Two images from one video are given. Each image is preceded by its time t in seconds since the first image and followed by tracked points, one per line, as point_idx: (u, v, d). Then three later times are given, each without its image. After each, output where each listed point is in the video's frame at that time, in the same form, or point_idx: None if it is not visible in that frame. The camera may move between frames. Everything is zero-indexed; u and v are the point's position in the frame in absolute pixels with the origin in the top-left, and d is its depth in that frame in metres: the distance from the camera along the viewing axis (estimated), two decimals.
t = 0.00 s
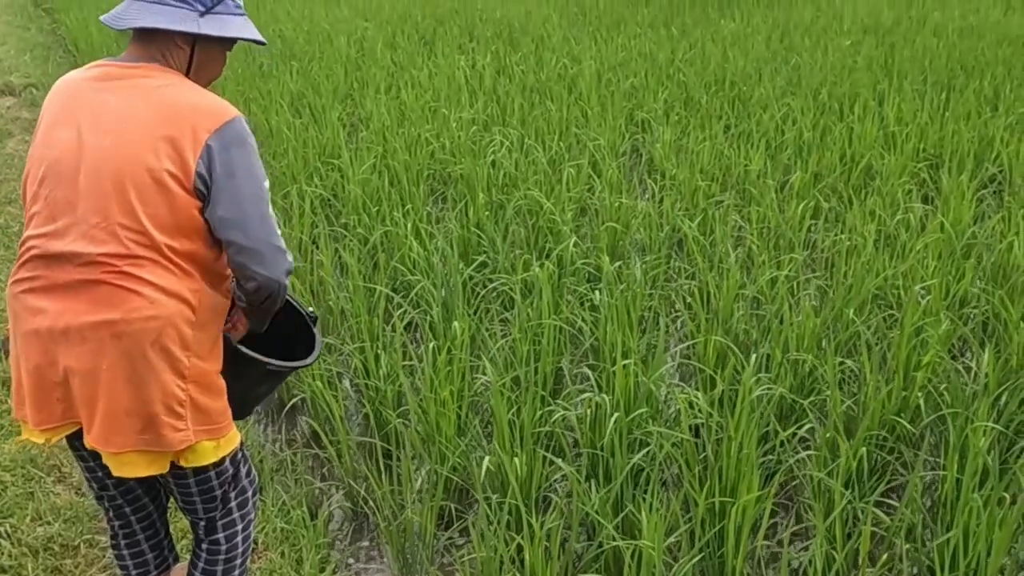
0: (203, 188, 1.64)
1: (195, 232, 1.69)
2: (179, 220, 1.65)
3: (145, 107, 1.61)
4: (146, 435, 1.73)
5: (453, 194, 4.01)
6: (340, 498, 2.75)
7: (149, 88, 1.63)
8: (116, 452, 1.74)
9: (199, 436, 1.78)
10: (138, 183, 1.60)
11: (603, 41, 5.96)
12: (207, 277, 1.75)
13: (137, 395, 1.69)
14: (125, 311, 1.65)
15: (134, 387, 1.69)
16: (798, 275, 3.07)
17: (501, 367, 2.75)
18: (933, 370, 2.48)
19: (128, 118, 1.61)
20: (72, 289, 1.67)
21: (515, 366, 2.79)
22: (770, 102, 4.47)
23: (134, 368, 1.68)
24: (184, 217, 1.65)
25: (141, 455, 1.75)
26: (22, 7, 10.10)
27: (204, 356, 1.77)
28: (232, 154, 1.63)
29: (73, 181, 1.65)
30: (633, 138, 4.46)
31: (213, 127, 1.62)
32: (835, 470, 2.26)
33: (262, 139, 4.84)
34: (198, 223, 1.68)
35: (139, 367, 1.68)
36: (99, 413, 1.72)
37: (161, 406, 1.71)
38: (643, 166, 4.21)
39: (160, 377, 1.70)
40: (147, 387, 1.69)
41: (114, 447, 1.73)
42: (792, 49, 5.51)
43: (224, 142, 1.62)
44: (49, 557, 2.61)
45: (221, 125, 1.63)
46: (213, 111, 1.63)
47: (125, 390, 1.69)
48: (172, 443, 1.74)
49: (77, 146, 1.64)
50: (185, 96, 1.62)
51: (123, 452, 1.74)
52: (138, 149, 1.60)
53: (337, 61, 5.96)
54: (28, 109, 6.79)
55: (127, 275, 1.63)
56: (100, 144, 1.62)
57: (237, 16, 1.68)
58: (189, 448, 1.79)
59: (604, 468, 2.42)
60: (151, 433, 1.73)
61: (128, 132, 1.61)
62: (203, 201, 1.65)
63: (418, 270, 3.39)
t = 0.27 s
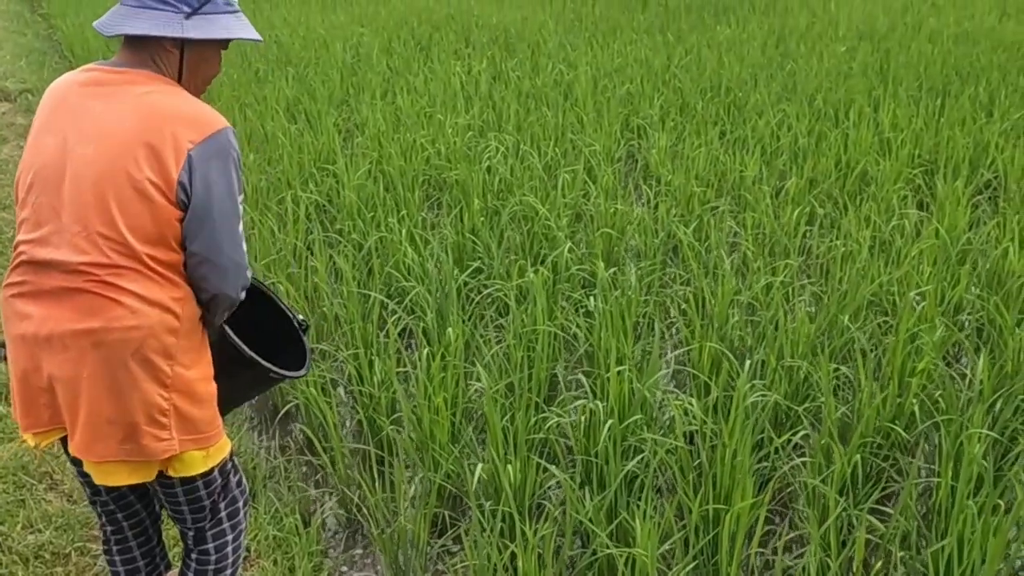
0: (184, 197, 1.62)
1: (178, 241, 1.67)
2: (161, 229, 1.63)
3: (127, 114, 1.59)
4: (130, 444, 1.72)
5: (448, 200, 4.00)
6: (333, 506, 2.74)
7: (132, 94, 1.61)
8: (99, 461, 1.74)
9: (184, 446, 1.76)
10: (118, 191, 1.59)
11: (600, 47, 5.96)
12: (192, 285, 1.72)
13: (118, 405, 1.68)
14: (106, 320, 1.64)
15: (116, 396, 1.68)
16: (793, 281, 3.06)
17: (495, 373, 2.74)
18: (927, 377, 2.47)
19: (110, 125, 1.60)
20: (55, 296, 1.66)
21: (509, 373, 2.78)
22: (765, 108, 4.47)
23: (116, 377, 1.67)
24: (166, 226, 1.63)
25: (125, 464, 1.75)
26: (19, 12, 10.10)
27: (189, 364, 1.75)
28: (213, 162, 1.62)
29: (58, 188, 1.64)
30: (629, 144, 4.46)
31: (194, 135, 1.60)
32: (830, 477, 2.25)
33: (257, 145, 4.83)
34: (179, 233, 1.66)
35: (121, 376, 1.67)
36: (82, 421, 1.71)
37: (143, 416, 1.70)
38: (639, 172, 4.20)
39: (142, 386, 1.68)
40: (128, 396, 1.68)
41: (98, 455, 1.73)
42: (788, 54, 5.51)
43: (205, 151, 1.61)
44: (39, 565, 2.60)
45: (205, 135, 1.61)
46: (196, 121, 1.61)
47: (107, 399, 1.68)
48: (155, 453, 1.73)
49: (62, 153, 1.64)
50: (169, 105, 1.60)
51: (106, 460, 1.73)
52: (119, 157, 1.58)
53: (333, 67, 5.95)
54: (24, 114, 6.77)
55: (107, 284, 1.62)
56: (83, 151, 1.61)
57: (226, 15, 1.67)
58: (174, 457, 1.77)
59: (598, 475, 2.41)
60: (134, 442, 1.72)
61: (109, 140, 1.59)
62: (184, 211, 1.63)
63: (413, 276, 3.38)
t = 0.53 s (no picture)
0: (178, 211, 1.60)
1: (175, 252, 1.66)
2: (157, 240, 1.62)
3: (121, 124, 1.58)
4: (127, 453, 1.72)
5: (444, 206, 4.00)
6: (328, 512, 2.73)
7: (126, 104, 1.60)
8: (97, 470, 1.74)
9: (181, 455, 1.77)
10: (113, 202, 1.58)
11: (595, 53, 5.97)
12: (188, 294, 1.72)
13: (116, 414, 1.68)
14: (103, 330, 1.64)
15: (113, 406, 1.68)
16: (788, 287, 3.07)
17: (491, 380, 2.73)
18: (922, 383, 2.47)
19: (104, 134, 1.59)
20: (52, 306, 1.66)
21: (504, 379, 2.78)
22: (761, 114, 4.48)
23: (113, 387, 1.67)
24: (162, 236, 1.62)
25: (123, 473, 1.75)
26: (15, 18, 10.09)
27: (186, 373, 1.75)
28: (206, 176, 1.59)
29: (53, 197, 1.64)
30: (625, 150, 4.47)
31: (188, 146, 1.58)
32: (825, 483, 2.25)
33: (252, 150, 4.83)
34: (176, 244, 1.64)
35: (118, 386, 1.67)
36: (80, 431, 1.71)
37: (141, 426, 1.70)
38: (634, 178, 4.21)
39: (139, 397, 1.68)
40: (126, 407, 1.68)
41: (96, 465, 1.73)
42: (783, 60, 5.53)
43: (199, 164, 1.58)
44: (33, 573, 2.59)
45: (197, 144, 1.59)
46: (187, 129, 1.59)
47: (104, 409, 1.68)
48: (152, 462, 1.73)
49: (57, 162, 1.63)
50: (161, 113, 1.59)
51: (104, 470, 1.73)
52: (113, 167, 1.58)
53: (330, 73, 5.96)
54: (20, 121, 6.78)
55: (104, 293, 1.62)
56: (77, 161, 1.60)
57: (218, 21, 1.67)
58: (172, 466, 1.77)
59: (593, 482, 2.41)
60: (132, 452, 1.72)
61: (103, 150, 1.58)
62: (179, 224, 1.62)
63: (408, 283, 3.38)
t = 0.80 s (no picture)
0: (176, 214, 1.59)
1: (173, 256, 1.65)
2: (155, 244, 1.61)
3: (118, 129, 1.57)
4: (129, 460, 1.72)
5: (440, 211, 4.00)
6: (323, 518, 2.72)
7: (122, 109, 1.59)
8: (98, 477, 1.73)
9: (182, 460, 1.77)
10: (112, 208, 1.57)
11: (592, 58, 5.97)
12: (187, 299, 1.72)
13: (117, 421, 1.68)
14: (103, 336, 1.63)
15: (114, 412, 1.68)
16: (784, 292, 3.07)
17: (486, 385, 2.73)
18: (918, 388, 2.47)
19: (101, 140, 1.58)
20: (50, 312, 1.65)
21: (500, 384, 2.77)
22: (757, 119, 4.49)
23: (113, 393, 1.66)
24: (160, 241, 1.61)
25: (124, 479, 1.75)
26: (10, 23, 10.08)
27: (186, 378, 1.75)
28: (204, 181, 1.57)
29: (50, 203, 1.63)
30: (620, 155, 4.47)
31: (185, 150, 1.57)
32: (821, 489, 2.24)
33: (248, 155, 4.82)
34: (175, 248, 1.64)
35: (119, 392, 1.66)
36: (80, 438, 1.70)
37: (142, 431, 1.70)
38: (630, 183, 4.21)
39: (140, 403, 1.68)
40: (127, 413, 1.68)
41: (97, 472, 1.72)
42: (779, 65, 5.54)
43: (198, 168, 1.57)
44: None
45: (194, 147, 1.57)
46: (185, 133, 1.57)
47: (104, 415, 1.68)
48: (154, 468, 1.74)
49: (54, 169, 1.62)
50: (158, 116, 1.58)
51: (105, 476, 1.73)
52: (110, 172, 1.56)
53: (326, 78, 5.96)
54: (15, 125, 6.77)
55: (103, 299, 1.62)
56: (74, 166, 1.59)
57: (220, 24, 1.70)
58: (172, 471, 1.78)
59: (589, 487, 2.40)
60: (133, 458, 1.72)
61: (100, 155, 1.57)
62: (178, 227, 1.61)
63: (404, 287, 3.37)
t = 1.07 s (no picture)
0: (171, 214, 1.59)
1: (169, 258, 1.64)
2: (152, 247, 1.61)
3: (113, 131, 1.56)
4: (131, 464, 1.72)
5: (435, 216, 3.99)
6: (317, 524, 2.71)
7: (117, 111, 1.58)
8: (100, 482, 1.72)
9: (183, 463, 1.77)
10: (110, 211, 1.56)
11: (588, 62, 5.98)
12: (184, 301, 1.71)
13: (118, 424, 1.67)
14: (103, 340, 1.62)
15: (116, 417, 1.67)
16: (779, 296, 3.06)
17: (481, 390, 2.72)
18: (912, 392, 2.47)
19: (96, 142, 1.56)
20: (48, 318, 1.64)
21: (495, 390, 2.76)
22: (752, 123, 4.49)
23: (114, 397, 1.66)
24: (158, 243, 1.61)
25: (126, 484, 1.74)
26: (6, 28, 10.07)
27: (184, 380, 1.75)
28: (200, 179, 1.57)
29: (44, 209, 1.61)
30: (616, 160, 4.46)
31: (181, 151, 1.57)
32: (815, 493, 2.24)
33: (243, 160, 4.81)
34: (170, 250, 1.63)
35: (120, 397, 1.66)
36: (81, 443, 1.70)
37: (143, 435, 1.70)
38: (625, 187, 4.21)
39: (141, 406, 1.68)
40: (128, 417, 1.67)
41: (99, 477, 1.72)
42: (775, 70, 5.54)
43: (194, 168, 1.57)
44: None
45: (190, 147, 1.57)
46: (180, 134, 1.58)
47: (106, 420, 1.67)
48: (156, 471, 1.73)
49: (47, 173, 1.60)
50: (152, 117, 1.58)
51: (107, 482, 1.73)
52: (107, 175, 1.55)
53: (321, 83, 5.96)
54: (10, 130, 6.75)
55: (102, 303, 1.61)
56: (69, 171, 1.57)
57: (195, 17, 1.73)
58: (174, 475, 1.78)
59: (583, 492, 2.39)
60: (135, 462, 1.71)
61: (95, 158, 1.56)
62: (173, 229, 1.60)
63: (399, 292, 3.36)
